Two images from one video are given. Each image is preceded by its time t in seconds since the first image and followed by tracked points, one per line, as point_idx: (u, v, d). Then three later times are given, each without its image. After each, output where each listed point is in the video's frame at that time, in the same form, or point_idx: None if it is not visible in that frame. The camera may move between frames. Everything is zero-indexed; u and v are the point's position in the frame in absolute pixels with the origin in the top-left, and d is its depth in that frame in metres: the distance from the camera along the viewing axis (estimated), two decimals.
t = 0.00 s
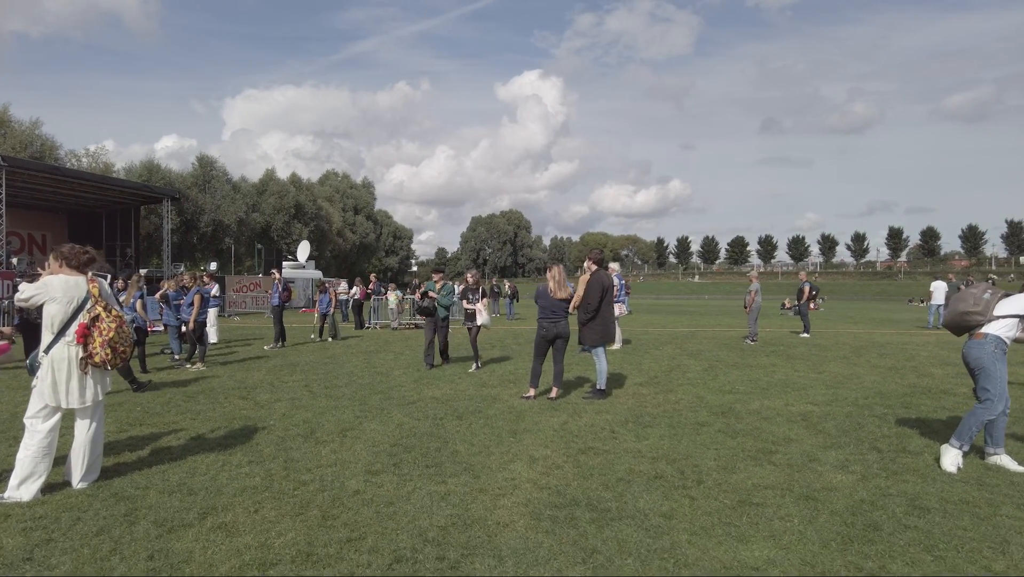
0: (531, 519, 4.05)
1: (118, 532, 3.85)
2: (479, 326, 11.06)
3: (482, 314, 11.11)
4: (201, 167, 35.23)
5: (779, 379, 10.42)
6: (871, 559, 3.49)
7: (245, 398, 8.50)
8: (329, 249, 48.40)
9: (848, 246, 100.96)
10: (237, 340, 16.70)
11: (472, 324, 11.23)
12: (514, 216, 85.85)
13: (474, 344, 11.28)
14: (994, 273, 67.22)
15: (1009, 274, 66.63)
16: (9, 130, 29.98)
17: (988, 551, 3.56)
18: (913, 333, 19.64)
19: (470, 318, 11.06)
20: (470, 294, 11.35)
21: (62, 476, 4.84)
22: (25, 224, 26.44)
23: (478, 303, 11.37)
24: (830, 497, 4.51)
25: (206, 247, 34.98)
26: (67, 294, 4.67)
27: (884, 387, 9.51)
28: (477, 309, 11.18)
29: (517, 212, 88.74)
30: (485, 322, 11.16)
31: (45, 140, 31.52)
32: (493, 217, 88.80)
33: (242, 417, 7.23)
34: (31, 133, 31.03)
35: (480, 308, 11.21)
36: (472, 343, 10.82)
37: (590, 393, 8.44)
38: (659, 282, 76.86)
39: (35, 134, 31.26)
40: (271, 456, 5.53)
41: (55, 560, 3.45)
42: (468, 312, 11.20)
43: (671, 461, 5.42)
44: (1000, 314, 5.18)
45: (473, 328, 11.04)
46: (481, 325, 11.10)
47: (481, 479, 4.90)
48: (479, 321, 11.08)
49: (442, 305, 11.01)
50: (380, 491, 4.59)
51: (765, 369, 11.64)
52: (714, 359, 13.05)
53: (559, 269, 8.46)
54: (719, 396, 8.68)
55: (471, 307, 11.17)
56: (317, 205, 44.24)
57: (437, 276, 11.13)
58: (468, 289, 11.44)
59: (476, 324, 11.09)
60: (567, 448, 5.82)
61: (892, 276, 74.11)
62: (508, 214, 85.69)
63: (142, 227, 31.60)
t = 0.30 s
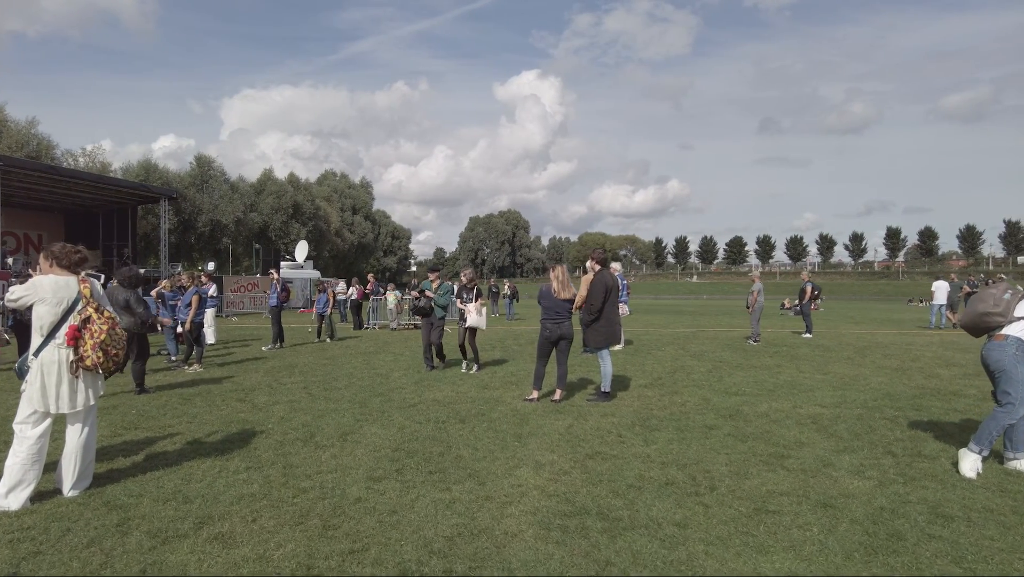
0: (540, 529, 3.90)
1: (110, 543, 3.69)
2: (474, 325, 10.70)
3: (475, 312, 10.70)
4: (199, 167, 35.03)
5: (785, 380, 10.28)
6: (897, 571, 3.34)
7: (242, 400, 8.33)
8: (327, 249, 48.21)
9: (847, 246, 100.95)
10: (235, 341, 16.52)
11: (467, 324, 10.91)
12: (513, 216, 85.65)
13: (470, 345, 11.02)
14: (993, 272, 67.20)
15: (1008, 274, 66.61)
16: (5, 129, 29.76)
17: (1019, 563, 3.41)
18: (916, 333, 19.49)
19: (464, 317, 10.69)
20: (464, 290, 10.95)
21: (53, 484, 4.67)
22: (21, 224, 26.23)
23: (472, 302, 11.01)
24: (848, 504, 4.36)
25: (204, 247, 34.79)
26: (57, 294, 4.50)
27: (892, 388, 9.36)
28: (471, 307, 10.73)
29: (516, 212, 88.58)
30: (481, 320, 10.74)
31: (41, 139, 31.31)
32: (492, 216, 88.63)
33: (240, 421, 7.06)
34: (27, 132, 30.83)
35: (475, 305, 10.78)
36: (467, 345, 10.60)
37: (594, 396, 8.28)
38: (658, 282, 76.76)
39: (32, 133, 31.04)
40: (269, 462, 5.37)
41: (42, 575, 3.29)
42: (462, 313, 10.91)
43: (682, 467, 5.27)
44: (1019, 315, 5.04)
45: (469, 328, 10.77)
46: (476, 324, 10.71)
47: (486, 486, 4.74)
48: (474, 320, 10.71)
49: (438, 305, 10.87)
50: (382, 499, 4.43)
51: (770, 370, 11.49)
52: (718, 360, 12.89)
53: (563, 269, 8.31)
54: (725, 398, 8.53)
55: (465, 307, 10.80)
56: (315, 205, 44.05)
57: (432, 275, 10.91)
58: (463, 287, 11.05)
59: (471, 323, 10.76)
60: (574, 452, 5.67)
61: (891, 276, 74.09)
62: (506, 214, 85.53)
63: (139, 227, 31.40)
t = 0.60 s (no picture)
0: (555, 540, 3.76)
1: (107, 556, 3.54)
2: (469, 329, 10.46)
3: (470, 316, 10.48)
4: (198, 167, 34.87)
5: (793, 383, 10.12)
6: None
7: (243, 403, 8.18)
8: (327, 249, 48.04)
9: (847, 246, 100.92)
10: (235, 342, 16.36)
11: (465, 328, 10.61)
12: (512, 216, 85.56)
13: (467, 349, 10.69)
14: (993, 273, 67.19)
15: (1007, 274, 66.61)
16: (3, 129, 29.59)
17: None
18: (920, 334, 19.36)
19: (460, 320, 10.47)
20: (459, 295, 10.83)
21: (48, 492, 4.51)
22: (19, 224, 26.07)
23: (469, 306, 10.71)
24: (872, 513, 4.22)
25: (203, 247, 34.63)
26: (53, 296, 4.35)
27: (903, 391, 9.21)
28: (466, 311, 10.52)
29: (515, 212, 88.44)
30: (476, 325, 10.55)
31: (40, 139, 31.14)
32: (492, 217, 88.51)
33: (241, 425, 6.90)
34: (25, 132, 30.68)
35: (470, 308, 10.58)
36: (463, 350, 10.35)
37: (601, 399, 8.13)
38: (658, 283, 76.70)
39: (30, 133, 30.88)
40: (272, 468, 5.22)
41: None
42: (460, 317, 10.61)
43: (697, 474, 5.12)
44: None
45: (465, 332, 10.53)
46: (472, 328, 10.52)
47: (497, 494, 4.60)
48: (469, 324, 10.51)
49: (439, 308, 10.45)
50: (390, 508, 4.28)
51: (778, 372, 11.34)
52: (723, 361, 12.75)
53: (569, 269, 8.18)
54: (735, 401, 8.37)
55: (461, 311, 10.56)
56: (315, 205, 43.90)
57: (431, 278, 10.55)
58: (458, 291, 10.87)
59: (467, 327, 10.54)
60: (585, 458, 5.52)
61: (890, 276, 74.09)
62: (506, 214, 85.44)
63: (138, 227, 31.24)
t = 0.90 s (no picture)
0: (573, 552, 3.61)
1: (107, 569, 3.39)
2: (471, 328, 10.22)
3: (473, 315, 10.20)
4: (198, 167, 34.75)
5: (803, 385, 9.97)
6: None
7: (245, 405, 8.03)
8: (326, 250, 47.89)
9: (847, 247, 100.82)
10: (236, 343, 16.22)
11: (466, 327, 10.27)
12: (513, 216, 85.44)
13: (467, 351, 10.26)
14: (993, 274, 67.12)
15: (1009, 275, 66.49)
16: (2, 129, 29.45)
17: None
18: (926, 335, 19.22)
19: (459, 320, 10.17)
20: (463, 293, 10.41)
21: (46, 499, 4.37)
22: (18, 224, 25.93)
23: (470, 305, 10.31)
24: (899, 522, 4.07)
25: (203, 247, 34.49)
26: (51, 297, 4.20)
27: (916, 393, 9.06)
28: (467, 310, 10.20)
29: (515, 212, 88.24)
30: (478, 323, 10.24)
31: (39, 139, 31.00)
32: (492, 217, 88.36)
33: (243, 428, 6.76)
34: (25, 131, 30.54)
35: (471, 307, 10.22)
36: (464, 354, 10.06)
37: (610, 402, 7.99)
38: (658, 283, 76.58)
39: (30, 133, 30.75)
40: (276, 474, 5.07)
41: None
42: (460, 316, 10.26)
43: (715, 481, 4.98)
44: None
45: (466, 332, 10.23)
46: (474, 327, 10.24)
47: (510, 502, 4.45)
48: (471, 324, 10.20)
49: (442, 307, 10.16)
50: (400, 516, 4.14)
51: (786, 374, 11.19)
52: (730, 363, 12.60)
53: (579, 270, 8.02)
54: (745, 405, 8.22)
55: (462, 309, 10.18)
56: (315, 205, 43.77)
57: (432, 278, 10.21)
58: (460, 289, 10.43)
59: (468, 327, 10.25)
60: (598, 464, 5.37)
61: (891, 277, 74.02)
62: (506, 215, 85.29)
63: (138, 227, 31.09)
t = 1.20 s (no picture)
0: (590, 564, 3.46)
1: None
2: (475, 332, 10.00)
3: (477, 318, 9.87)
4: (198, 166, 34.59)
5: (812, 387, 9.82)
6: None
7: (246, 408, 7.88)
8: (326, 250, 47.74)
9: (847, 247, 100.72)
10: (236, 343, 16.07)
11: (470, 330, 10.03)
12: (513, 216, 85.28)
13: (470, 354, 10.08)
14: (994, 274, 67.03)
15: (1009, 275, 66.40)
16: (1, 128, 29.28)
17: None
18: (931, 336, 19.09)
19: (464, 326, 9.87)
20: (467, 295, 10.01)
21: (41, 507, 4.21)
22: (16, 223, 25.77)
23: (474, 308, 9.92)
24: (925, 531, 3.93)
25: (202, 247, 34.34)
26: (47, 297, 4.04)
27: (928, 395, 8.91)
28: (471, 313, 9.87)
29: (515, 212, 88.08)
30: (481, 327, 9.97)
31: (38, 138, 30.84)
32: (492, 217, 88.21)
33: (244, 432, 6.60)
34: (23, 130, 30.34)
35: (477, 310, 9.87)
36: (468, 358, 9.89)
37: (618, 404, 7.84)
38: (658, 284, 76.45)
39: (28, 132, 30.58)
40: (279, 480, 4.92)
41: None
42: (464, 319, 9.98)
43: (731, 487, 4.83)
44: None
45: (469, 335, 10.03)
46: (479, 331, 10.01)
47: (521, 510, 4.30)
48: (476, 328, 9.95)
49: (442, 306, 10.02)
50: (409, 525, 3.99)
51: (794, 376, 11.03)
52: (737, 364, 12.45)
53: (586, 270, 7.90)
54: (756, 408, 8.07)
55: (468, 313, 9.87)
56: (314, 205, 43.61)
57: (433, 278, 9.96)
58: (465, 291, 9.99)
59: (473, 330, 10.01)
60: (609, 469, 5.23)
61: (890, 277, 73.95)
62: (506, 215, 85.13)
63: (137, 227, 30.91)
